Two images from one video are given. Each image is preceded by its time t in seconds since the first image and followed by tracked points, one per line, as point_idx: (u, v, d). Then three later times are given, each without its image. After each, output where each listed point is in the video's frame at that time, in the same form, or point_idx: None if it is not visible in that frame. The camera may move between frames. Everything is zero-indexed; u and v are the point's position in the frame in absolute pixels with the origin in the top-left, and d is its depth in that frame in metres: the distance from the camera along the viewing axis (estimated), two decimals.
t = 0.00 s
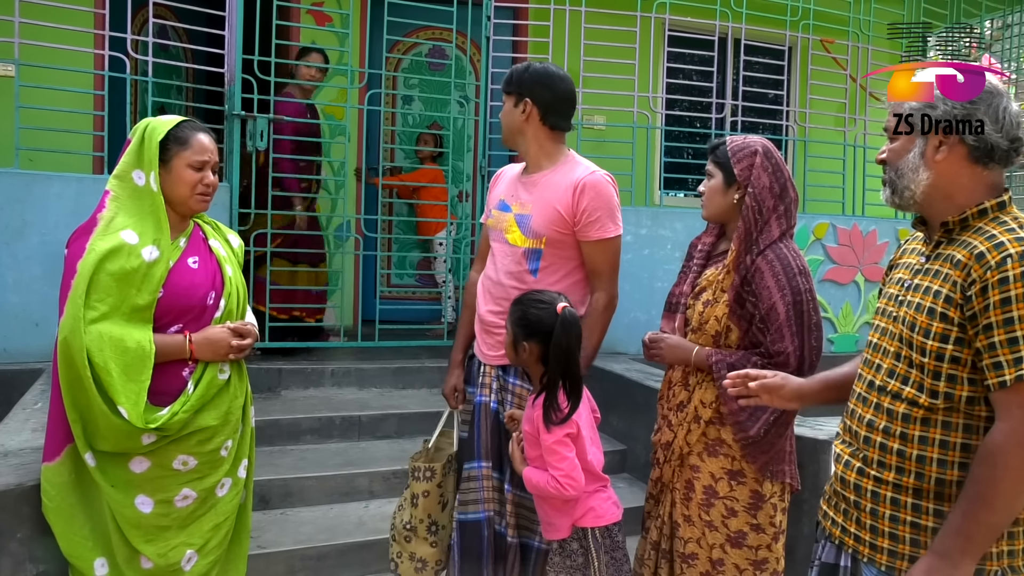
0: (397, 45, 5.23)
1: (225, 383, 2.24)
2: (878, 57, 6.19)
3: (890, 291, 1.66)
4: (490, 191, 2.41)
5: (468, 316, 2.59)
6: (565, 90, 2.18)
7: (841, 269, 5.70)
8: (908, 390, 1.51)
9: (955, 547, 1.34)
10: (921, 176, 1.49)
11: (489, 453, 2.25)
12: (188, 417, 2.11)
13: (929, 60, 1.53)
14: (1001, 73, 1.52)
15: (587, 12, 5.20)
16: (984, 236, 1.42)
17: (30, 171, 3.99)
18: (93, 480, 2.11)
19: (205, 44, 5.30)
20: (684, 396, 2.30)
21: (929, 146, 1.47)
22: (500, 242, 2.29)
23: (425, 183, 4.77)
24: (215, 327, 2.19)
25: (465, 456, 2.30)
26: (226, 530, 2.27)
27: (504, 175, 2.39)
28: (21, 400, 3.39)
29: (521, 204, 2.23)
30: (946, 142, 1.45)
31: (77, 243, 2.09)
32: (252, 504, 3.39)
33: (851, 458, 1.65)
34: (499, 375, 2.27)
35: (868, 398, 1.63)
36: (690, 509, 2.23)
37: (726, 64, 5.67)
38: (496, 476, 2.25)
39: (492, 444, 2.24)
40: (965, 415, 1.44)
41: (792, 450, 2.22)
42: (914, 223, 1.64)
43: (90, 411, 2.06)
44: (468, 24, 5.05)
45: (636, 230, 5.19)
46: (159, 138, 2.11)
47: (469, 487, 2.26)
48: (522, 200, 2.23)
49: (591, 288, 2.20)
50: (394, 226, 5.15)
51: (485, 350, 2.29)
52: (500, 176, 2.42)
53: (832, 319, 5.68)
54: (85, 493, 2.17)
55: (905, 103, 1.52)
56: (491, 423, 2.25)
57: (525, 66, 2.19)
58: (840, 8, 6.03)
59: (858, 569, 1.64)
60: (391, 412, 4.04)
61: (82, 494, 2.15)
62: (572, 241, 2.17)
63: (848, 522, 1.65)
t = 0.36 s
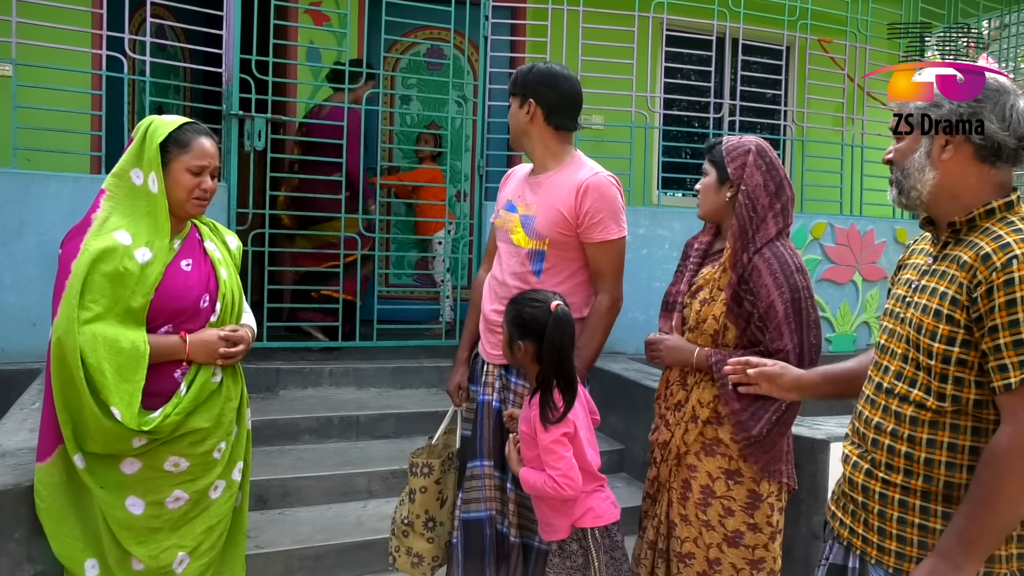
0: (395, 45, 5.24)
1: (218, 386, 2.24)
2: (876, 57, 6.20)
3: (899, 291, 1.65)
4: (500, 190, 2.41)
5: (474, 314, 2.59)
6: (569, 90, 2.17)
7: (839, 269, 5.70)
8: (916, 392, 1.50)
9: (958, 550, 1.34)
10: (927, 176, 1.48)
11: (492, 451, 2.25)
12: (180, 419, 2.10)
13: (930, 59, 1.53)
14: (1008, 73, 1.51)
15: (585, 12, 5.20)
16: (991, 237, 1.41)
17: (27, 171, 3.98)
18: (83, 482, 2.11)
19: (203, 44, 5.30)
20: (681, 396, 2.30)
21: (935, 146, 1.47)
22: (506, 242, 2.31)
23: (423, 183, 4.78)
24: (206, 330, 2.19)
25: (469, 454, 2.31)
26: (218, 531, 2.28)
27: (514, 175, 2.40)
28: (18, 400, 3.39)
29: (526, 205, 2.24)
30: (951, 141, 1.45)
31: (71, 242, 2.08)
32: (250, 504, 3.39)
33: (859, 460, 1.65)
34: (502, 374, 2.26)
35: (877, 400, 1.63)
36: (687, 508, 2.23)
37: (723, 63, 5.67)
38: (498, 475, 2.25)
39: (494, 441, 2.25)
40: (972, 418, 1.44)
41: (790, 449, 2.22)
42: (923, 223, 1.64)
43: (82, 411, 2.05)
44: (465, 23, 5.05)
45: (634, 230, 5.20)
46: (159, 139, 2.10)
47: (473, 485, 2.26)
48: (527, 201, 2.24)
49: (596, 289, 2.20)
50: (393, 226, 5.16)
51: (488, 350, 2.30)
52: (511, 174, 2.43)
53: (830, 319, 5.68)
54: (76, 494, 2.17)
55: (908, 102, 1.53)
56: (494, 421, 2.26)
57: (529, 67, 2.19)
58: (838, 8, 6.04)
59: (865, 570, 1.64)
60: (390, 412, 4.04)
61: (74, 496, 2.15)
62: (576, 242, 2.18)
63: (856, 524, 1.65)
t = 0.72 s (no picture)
0: (393, 45, 5.23)
1: (207, 390, 2.21)
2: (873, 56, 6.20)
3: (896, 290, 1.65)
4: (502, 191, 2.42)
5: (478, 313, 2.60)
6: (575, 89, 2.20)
7: (837, 268, 5.70)
8: (915, 392, 1.50)
9: (960, 551, 1.34)
10: (925, 174, 1.48)
11: (491, 450, 2.26)
12: (166, 422, 2.08)
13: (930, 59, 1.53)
14: (1007, 73, 1.51)
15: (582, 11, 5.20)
16: (990, 236, 1.41)
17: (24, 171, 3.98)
18: (69, 483, 2.10)
19: (201, 43, 5.29)
20: (677, 395, 2.30)
21: (934, 144, 1.47)
22: (510, 242, 2.31)
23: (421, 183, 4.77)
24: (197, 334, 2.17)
25: (467, 453, 2.32)
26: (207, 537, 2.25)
27: (517, 176, 2.40)
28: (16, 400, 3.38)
29: (530, 205, 2.24)
30: (950, 140, 1.45)
31: (60, 241, 2.08)
32: (248, 504, 3.39)
33: (857, 460, 1.64)
34: (503, 373, 2.27)
35: (875, 401, 1.62)
36: (684, 507, 2.23)
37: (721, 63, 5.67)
38: (496, 475, 2.26)
39: (492, 441, 2.26)
40: (972, 418, 1.44)
41: (788, 448, 2.22)
42: (920, 223, 1.63)
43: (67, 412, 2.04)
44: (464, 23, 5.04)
45: (632, 229, 5.19)
46: (150, 139, 2.09)
47: (470, 484, 2.28)
48: (531, 201, 2.24)
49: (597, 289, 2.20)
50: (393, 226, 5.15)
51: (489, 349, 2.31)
52: (515, 174, 2.44)
53: (828, 318, 5.68)
54: (64, 495, 2.17)
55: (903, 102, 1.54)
56: (493, 421, 2.26)
57: (532, 66, 2.18)
58: (835, 8, 6.04)
59: (864, 570, 1.63)
60: (388, 412, 4.04)
61: (61, 496, 2.15)
62: (579, 242, 2.18)
63: (854, 525, 1.64)
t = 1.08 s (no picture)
0: (393, 45, 5.26)
1: (196, 391, 2.15)
2: (871, 56, 6.19)
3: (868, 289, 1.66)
4: (492, 193, 2.41)
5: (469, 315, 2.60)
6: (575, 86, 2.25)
7: (834, 267, 5.70)
8: (892, 388, 1.51)
9: (943, 543, 1.35)
10: (898, 173, 1.50)
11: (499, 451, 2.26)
12: (151, 424, 2.02)
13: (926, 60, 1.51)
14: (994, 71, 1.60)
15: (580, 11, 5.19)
16: (963, 233, 1.43)
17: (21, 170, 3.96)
18: (56, 485, 2.07)
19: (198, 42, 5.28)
20: (679, 395, 2.30)
21: (906, 144, 1.48)
22: (509, 243, 2.30)
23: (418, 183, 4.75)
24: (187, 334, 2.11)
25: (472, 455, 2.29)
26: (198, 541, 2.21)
27: (506, 177, 2.40)
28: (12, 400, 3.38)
29: (532, 205, 2.24)
30: (921, 140, 1.46)
31: (48, 238, 2.06)
32: (246, 503, 3.39)
33: (838, 457, 1.65)
34: (510, 374, 2.28)
35: (854, 399, 1.63)
36: (686, 507, 2.22)
37: (719, 63, 5.67)
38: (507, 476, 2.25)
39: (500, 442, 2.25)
40: (949, 413, 1.45)
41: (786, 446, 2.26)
42: (895, 222, 1.64)
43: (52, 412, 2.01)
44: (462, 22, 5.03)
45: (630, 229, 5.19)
46: (137, 136, 2.05)
47: (480, 485, 2.25)
48: (531, 201, 2.25)
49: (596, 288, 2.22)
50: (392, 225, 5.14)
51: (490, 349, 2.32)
52: (503, 175, 2.43)
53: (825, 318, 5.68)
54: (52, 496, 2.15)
55: (899, 103, 1.50)
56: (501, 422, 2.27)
57: (532, 66, 2.17)
58: (833, 7, 6.04)
59: (848, 567, 1.65)
60: (386, 411, 4.04)
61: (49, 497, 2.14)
62: (584, 242, 2.20)
63: (837, 521, 1.65)
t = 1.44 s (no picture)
0: (398, 45, 5.28)
1: (186, 392, 2.13)
2: (870, 55, 6.19)
3: (833, 283, 1.66)
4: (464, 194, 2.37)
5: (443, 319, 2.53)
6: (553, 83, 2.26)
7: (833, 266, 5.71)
8: (860, 382, 1.51)
9: (906, 531, 1.34)
10: (861, 172, 1.53)
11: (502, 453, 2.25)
12: (140, 426, 2.00)
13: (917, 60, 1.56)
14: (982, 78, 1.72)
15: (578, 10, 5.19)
16: (926, 230, 1.43)
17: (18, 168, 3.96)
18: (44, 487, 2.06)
19: (196, 40, 5.27)
20: (682, 395, 2.29)
21: (869, 143, 1.51)
22: (497, 242, 2.27)
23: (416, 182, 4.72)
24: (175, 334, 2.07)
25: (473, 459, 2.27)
26: (193, 544, 2.19)
27: (477, 177, 2.36)
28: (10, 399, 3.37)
29: (520, 202, 2.24)
30: (884, 138, 1.49)
31: (35, 237, 2.05)
32: (243, 502, 3.39)
33: (809, 452, 1.65)
34: (508, 373, 2.28)
35: (823, 393, 1.63)
36: (690, 507, 2.22)
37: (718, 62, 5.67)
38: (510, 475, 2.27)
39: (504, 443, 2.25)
40: (914, 405, 1.45)
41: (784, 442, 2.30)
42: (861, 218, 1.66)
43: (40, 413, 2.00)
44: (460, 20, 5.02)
45: (629, 227, 5.17)
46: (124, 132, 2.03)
47: (484, 488, 2.25)
48: (519, 198, 2.24)
49: (585, 282, 2.28)
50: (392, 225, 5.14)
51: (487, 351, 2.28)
52: (472, 176, 2.39)
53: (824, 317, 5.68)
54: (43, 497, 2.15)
55: (897, 102, 1.48)
56: (502, 422, 2.26)
57: (518, 64, 2.16)
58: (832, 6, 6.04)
59: (821, 560, 1.65)
60: (384, 410, 4.04)
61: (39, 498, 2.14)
62: (574, 235, 2.25)
63: (809, 515, 1.65)
